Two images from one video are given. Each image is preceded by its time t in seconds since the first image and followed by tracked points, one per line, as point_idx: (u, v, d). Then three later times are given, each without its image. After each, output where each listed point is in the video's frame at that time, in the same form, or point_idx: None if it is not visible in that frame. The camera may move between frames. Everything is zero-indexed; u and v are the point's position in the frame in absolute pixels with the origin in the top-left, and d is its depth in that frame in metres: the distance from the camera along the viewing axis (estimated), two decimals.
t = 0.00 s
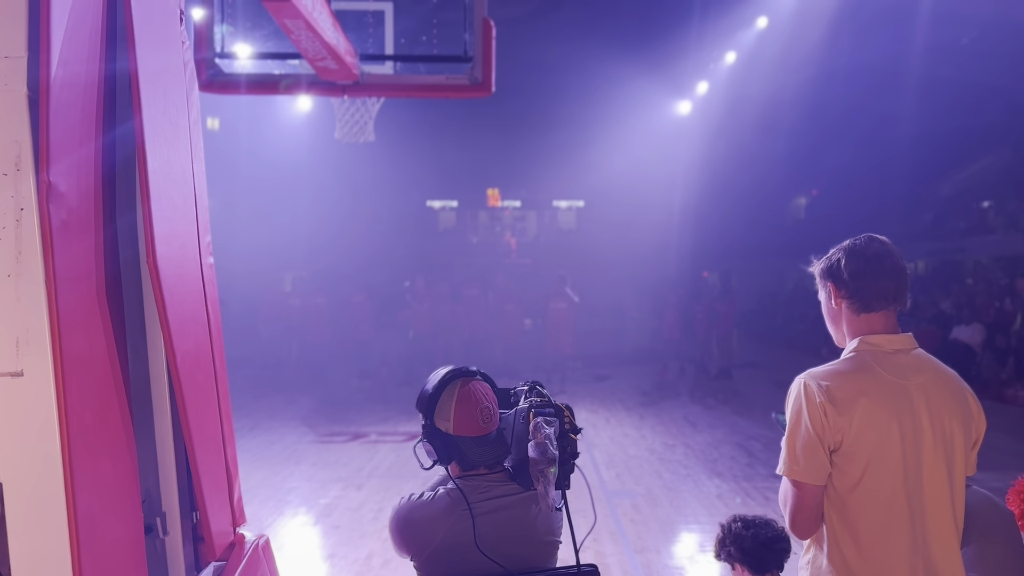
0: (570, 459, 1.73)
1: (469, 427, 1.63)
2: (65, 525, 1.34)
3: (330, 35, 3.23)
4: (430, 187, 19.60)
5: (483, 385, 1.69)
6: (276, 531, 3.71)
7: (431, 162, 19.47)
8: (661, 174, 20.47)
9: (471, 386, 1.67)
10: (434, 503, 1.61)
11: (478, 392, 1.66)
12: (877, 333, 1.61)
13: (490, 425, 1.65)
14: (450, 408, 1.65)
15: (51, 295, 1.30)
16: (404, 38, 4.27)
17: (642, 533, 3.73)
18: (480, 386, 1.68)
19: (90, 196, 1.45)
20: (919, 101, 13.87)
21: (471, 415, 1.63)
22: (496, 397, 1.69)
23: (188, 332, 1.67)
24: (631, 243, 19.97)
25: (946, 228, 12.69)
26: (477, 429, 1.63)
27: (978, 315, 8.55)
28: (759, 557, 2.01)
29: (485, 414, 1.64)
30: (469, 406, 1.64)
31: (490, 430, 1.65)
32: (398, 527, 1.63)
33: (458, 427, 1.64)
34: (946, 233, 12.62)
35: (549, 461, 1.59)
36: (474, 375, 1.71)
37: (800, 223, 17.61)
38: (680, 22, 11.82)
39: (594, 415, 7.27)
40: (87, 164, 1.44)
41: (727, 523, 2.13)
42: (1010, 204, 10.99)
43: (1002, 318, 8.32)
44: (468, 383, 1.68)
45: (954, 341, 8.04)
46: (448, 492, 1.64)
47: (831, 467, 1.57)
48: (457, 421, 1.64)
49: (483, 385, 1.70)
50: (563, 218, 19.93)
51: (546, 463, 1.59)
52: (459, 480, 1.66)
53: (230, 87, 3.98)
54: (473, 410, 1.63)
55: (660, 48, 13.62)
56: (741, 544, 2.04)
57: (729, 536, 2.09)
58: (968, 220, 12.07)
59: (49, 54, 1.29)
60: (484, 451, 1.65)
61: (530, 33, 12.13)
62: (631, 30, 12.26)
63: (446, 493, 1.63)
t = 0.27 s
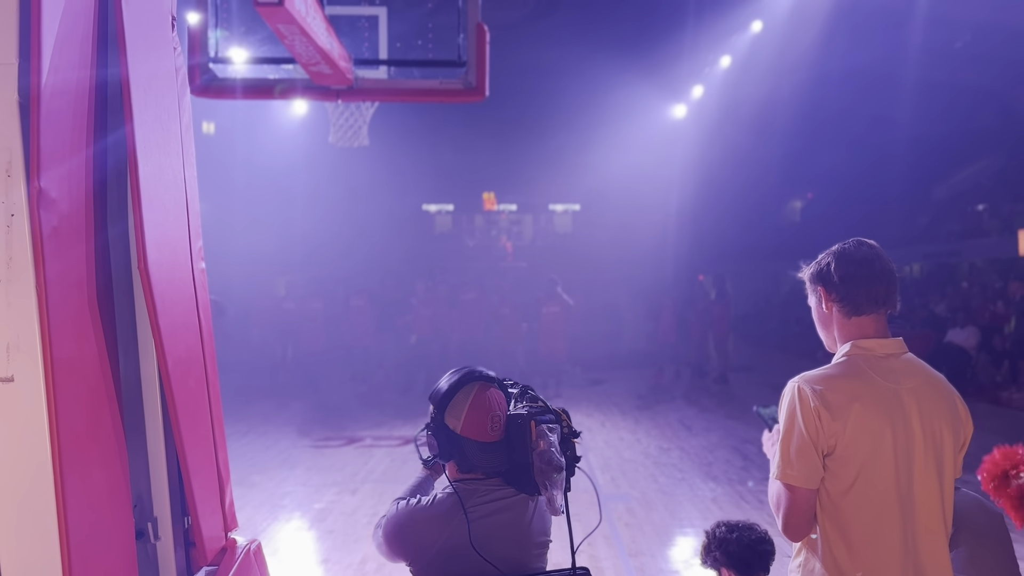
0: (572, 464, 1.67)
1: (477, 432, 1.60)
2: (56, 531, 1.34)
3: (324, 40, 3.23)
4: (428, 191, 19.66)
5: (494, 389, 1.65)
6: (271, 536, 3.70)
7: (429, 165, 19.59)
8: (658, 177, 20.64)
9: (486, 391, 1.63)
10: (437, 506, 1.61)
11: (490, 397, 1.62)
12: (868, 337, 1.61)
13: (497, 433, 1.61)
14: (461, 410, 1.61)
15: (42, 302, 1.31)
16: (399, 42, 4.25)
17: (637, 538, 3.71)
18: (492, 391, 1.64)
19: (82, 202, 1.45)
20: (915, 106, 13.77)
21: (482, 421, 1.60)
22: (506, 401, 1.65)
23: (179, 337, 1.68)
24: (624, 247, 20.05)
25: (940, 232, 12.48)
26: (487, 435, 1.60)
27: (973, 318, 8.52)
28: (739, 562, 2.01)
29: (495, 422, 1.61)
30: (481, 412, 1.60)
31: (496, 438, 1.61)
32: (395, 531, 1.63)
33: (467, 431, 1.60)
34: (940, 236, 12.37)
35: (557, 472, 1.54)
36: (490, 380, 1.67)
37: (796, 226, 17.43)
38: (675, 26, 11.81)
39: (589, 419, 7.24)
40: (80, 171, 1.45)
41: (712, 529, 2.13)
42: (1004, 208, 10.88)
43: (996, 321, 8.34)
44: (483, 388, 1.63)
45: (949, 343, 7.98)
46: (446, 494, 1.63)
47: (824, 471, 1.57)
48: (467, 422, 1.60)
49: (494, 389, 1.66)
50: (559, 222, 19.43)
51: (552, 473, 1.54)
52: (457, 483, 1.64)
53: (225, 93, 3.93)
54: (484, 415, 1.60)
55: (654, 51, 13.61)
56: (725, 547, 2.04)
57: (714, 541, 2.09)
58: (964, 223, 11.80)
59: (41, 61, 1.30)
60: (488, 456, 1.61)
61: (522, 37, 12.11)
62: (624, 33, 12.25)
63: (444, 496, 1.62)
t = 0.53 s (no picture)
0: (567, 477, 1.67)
1: (475, 443, 1.58)
2: (43, 535, 1.35)
3: (317, 46, 3.24)
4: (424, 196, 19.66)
5: (493, 400, 1.61)
6: (266, 542, 3.69)
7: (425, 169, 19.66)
8: (652, 182, 20.40)
9: (486, 403, 1.59)
10: (428, 509, 1.59)
11: (490, 408, 1.59)
12: (857, 341, 1.63)
13: (494, 444, 1.59)
14: (460, 419, 1.57)
15: (29, 308, 1.31)
16: (394, 48, 4.34)
17: (631, 542, 3.70)
18: (491, 402, 1.60)
19: (70, 208, 1.46)
20: (910, 111, 14.04)
21: (480, 434, 1.57)
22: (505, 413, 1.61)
23: (168, 341, 1.68)
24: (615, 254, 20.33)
25: (936, 236, 12.74)
26: (484, 446, 1.59)
27: (966, 322, 8.56)
28: (729, 567, 2.00)
29: (492, 434, 1.58)
30: (479, 425, 1.57)
31: (492, 449, 1.60)
32: (384, 532, 1.62)
33: (465, 440, 1.58)
34: (936, 239, 12.72)
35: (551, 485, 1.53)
36: (491, 390, 1.63)
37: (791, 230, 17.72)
38: (670, 32, 11.88)
39: (584, 423, 7.24)
40: (68, 178, 1.46)
41: (701, 533, 2.12)
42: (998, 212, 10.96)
43: (989, 324, 8.39)
44: (484, 399, 1.60)
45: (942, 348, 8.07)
46: (436, 500, 1.61)
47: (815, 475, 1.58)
48: (465, 432, 1.57)
49: (493, 399, 1.62)
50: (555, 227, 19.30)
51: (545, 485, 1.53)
52: (447, 488, 1.63)
53: (220, 98, 3.95)
54: (481, 428, 1.57)
55: (651, 57, 13.66)
56: (715, 551, 2.03)
57: (703, 545, 2.08)
58: (957, 228, 11.98)
59: (28, 66, 1.30)
60: (482, 466, 1.61)
61: (515, 44, 12.14)
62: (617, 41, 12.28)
63: (434, 501, 1.61)
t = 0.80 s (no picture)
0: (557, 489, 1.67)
1: (465, 454, 1.56)
2: (30, 544, 1.34)
3: (310, 51, 3.25)
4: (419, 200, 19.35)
5: (487, 410, 1.59)
6: (261, 547, 3.68)
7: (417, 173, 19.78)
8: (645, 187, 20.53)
9: (478, 414, 1.57)
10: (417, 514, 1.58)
11: (483, 419, 1.57)
12: (845, 346, 1.66)
13: (483, 456, 1.58)
14: (451, 431, 1.55)
15: (17, 315, 1.31)
16: (389, 53, 4.29)
17: (625, 547, 3.69)
18: (485, 413, 1.58)
19: (57, 215, 1.46)
20: (903, 113, 14.07)
21: (471, 446, 1.55)
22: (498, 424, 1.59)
23: (157, 347, 1.69)
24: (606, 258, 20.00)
25: (930, 239, 12.58)
26: (474, 458, 1.57)
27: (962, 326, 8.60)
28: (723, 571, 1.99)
29: (483, 447, 1.57)
30: (471, 436, 1.54)
31: (481, 461, 1.58)
32: (374, 537, 1.61)
33: (455, 450, 1.56)
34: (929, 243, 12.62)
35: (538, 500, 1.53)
36: (483, 403, 1.60)
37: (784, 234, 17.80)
38: (664, 38, 11.93)
39: (579, 427, 7.23)
40: (56, 184, 1.46)
41: (696, 538, 2.12)
42: (992, 216, 10.99)
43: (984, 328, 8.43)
44: (477, 410, 1.58)
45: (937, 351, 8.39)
46: (424, 503, 1.60)
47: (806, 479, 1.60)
48: (456, 443, 1.55)
49: (487, 409, 1.60)
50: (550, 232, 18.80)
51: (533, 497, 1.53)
52: (436, 493, 1.63)
53: (215, 104, 3.96)
54: (472, 440, 1.55)
55: (645, 64, 13.67)
56: (710, 556, 2.02)
57: (698, 550, 2.07)
58: (952, 232, 11.98)
59: (16, 73, 1.31)
60: (472, 475, 1.61)
61: (505, 53, 12.15)
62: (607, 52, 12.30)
63: (422, 503, 1.60)
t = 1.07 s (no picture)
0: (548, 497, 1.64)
1: (451, 465, 1.53)
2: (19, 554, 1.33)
3: (302, 57, 3.26)
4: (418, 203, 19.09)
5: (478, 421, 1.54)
6: (255, 554, 3.66)
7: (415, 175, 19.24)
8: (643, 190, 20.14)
9: (467, 427, 1.52)
10: (404, 520, 1.58)
11: (472, 432, 1.52)
12: (833, 351, 1.67)
13: (470, 467, 1.55)
14: (439, 442, 1.52)
15: (6, 323, 1.31)
16: (384, 58, 4.40)
17: (619, 552, 3.67)
18: (475, 424, 1.53)
19: (46, 223, 1.46)
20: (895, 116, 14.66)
21: (458, 459, 1.53)
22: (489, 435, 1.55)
23: (145, 353, 1.69)
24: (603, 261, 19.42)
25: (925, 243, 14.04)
26: (460, 470, 1.54)
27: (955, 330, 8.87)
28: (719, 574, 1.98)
29: (470, 459, 1.54)
30: (459, 448, 1.51)
31: (468, 472, 1.56)
32: (360, 541, 1.61)
33: (443, 461, 1.53)
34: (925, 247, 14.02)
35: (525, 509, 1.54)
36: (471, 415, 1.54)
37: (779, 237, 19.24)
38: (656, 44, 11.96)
39: (573, 432, 7.23)
40: (45, 192, 1.46)
41: (695, 540, 2.10)
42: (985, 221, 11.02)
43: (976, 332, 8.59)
44: (466, 423, 1.52)
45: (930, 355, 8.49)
46: (413, 507, 1.61)
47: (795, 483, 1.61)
48: (442, 455, 1.53)
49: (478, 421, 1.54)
50: (545, 236, 18.50)
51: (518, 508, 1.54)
52: (424, 499, 1.62)
53: (211, 110, 4.00)
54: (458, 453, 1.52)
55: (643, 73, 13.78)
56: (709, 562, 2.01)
57: (697, 553, 2.06)
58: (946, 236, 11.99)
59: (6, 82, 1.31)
60: (459, 485, 1.58)
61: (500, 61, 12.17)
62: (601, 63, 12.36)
63: (411, 508, 1.60)
